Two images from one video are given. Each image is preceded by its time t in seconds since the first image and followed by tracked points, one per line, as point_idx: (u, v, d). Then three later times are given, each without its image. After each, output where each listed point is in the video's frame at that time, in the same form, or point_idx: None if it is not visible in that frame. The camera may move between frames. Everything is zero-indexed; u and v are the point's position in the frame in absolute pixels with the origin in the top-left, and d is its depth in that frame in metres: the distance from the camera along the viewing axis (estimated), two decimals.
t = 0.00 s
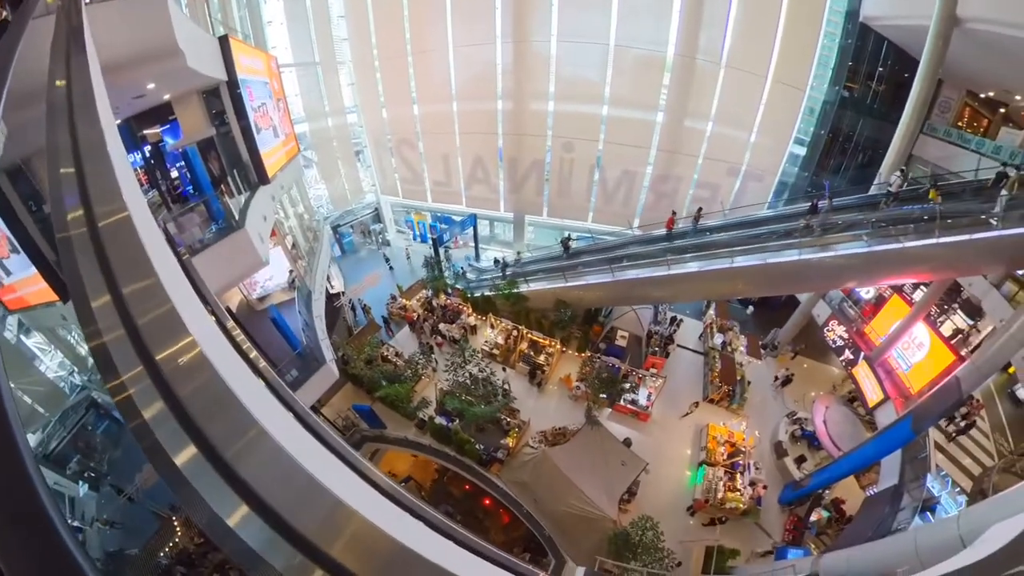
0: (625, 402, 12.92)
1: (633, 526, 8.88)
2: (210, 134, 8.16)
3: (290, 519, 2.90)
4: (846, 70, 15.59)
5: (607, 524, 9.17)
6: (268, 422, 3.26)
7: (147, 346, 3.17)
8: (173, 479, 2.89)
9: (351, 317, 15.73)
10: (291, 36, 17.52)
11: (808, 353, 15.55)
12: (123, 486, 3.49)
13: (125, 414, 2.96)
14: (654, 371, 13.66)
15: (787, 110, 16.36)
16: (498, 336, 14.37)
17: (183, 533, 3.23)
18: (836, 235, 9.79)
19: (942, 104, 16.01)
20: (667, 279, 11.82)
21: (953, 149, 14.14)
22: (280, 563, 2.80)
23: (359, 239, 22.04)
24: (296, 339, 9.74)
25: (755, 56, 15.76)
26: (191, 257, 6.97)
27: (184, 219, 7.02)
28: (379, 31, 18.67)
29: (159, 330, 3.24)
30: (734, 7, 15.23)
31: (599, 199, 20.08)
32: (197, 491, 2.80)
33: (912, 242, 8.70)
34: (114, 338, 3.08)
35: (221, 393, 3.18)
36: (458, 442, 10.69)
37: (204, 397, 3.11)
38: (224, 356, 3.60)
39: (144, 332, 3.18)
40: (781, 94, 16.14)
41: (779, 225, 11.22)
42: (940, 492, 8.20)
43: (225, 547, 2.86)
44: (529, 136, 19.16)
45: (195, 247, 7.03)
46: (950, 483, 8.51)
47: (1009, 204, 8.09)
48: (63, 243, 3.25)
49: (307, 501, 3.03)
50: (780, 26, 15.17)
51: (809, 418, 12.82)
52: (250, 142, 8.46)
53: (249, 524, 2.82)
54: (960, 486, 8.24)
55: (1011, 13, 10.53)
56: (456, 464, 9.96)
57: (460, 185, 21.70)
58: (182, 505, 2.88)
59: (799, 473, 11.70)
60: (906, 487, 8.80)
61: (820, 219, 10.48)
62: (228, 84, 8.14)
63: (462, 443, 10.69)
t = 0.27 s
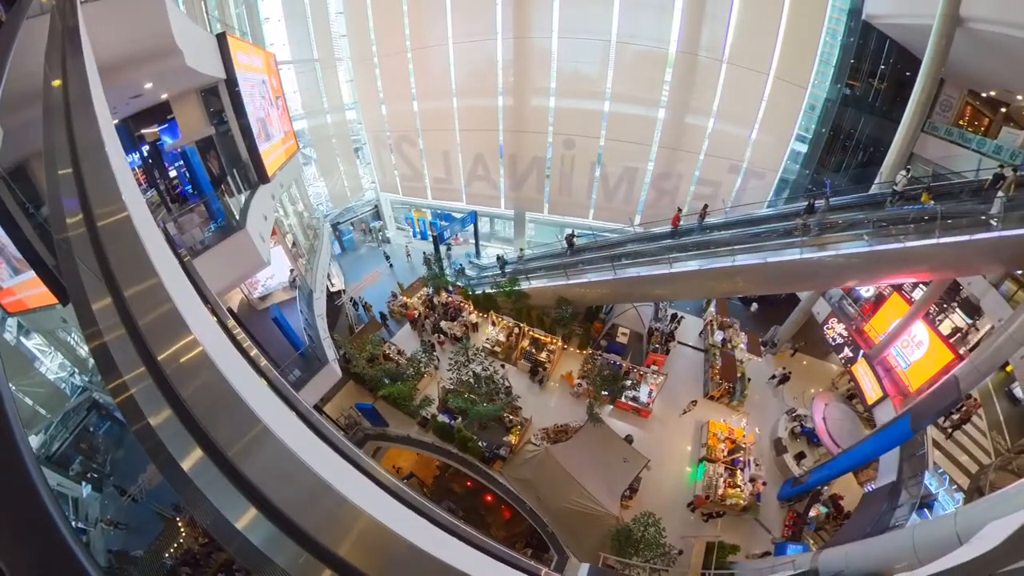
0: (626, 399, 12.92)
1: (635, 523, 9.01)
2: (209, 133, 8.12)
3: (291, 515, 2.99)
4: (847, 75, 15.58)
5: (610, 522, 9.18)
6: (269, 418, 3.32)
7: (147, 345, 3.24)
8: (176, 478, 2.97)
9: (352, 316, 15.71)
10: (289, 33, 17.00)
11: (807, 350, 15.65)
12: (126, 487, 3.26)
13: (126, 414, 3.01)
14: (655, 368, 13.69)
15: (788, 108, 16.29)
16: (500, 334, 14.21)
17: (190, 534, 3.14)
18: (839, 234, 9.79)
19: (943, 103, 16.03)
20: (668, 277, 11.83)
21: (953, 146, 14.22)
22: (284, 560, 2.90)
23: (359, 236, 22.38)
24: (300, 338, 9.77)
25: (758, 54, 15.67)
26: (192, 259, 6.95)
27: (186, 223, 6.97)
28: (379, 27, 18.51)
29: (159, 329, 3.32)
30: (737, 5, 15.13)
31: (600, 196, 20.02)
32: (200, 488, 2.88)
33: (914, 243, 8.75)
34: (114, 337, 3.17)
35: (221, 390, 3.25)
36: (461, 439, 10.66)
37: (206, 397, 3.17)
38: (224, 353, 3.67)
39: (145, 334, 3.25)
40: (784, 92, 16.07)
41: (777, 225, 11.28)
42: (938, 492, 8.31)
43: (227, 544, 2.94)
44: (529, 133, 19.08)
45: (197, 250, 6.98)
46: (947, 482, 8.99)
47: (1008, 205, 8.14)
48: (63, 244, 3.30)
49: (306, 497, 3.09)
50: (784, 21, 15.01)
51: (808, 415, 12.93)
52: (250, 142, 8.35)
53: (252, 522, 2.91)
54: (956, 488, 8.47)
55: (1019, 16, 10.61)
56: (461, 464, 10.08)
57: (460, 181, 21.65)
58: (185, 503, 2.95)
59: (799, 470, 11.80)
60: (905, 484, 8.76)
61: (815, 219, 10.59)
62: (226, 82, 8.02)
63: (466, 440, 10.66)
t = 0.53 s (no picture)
0: (628, 399, 12.92)
1: (639, 522, 9.06)
2: (209, 134, 8.07)
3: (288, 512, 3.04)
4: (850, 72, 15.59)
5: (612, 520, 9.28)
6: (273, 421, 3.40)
7: (149, 347, 3.25)
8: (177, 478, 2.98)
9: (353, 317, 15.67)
10: (287, 33, 16.99)
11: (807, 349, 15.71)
12: (129, 489, 3.24)
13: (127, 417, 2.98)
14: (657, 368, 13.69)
15: (789, 108, 16.27)
16: (501, 334, 14.16)
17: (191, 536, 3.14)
18: (841, 235, 9.79)
19: (944, 104, 15.98)
20: (669, 278, 11.84)
21: (953, 147, 14.26)
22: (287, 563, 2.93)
23: (359, 236, 22.09)
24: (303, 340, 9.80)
25: (759, 54, 15.66)
26: (194, 261, 7.09)
27: (188, 227, 7.09)
28: (378, 26, 18.41)
29: (161, 331, 3.34)
30: (738, 6, 15.12)
31: (601, 195, 19.98)
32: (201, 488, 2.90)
33: (914, 245, 8.78)
34: (116, 340, 3.15)
35: (224, 392, 3.29)
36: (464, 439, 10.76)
37: (206, 398, 3.20)
38: (225, 354, 3.69)
39: (147, 338, 3.26)
40: (786, 92, 16.04)
41: (775, 226, 11.33)
42: (936, 489, 8.40)
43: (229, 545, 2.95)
44: (530, 132, 19.04)
45: (198, 254, 7.12)
46: (945, 479, 9.08)
47: (1004, 208, 8.30)
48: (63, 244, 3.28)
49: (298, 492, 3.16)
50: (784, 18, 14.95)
51: (809, 415, 12.98)
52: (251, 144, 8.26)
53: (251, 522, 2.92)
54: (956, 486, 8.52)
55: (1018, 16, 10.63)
56: (464, 463, 9.92)
57: (460, 181, 21.61)
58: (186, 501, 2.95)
59: (799, 469, 11.87)
60: (904, 484, 8.83)
61: (812, 220, 10.66)
62: (226, 82, 7.90)
63: (468, 441, 10.79)
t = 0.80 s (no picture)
0: (629, 400, 12.92)
1: (640, 523, 9.08)
2: (209, 136, 7.87)
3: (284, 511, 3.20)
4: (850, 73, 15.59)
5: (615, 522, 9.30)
6: (273, 425, 3.55)
7: (147, 350, 3.33)
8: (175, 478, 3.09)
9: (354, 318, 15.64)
10: (287, 35, 16.95)
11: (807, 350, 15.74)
12: (129, 492, 3.39)
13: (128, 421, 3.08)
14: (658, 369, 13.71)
15: (789, 109, 16.28)
16: (502, 335, 14.17)
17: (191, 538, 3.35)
18: (842, 236, 9.81)
19: (943, 104, 15.97)
20: (671, 279, 11.85)
21: (954, 149, 14.16)
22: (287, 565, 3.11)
23: (359, 238, 21.67)
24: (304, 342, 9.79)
25: (759, 55, 15.68)
26: (196, 265, 7.12)
27: (188, 230, 7.22)
28: (378, 27, 18.36)
29: (159, 334, 3.42)
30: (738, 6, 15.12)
31: (602, 197, 19.99)
32: (198, 489, 3.04)
33: (915, 246, 8.79)
34: (114, 344, 3.22)
35: (223, 395, 3.42)
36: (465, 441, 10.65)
37: (205, 402, 3.32)
38: (224, 356, 3.81)
39: (146, 341, 3.33)
40: (787, 93, 16.05)
41: (773, 228, 11.37)
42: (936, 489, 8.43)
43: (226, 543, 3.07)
44: (530, 133, 19.04)
45: (199, 258, 7.15)
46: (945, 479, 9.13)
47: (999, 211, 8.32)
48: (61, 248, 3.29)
49: (293, 490, 3.31)
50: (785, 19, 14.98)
51: (810, 415, 13.02)
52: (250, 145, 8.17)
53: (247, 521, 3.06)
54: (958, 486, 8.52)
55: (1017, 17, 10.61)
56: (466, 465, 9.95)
57: (460, 182, 21.60)
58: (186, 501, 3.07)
59: (800, 469, 11.90)
60: (905, 484, 8.88)
61: (809, 222, 10.70)
62: (227, 84, 7.88)
63: (470, 443, 10.67)
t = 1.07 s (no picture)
0: (630, 403, 12.92)
1: (644, 526, 9.02)
2: (209, 140, 7.90)
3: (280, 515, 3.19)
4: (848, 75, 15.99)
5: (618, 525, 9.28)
6: (272, 431, 3.58)
7: (145, 355, 3.32)
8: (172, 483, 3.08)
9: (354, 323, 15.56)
10: (288, 38, 17.51)
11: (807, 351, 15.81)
12: (129, 497, 3.93)
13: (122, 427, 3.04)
14: (659, 371, 13.72)
15: (788, 111, 16.43)
16: (503, 339, 14.14)
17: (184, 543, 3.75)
18: (843, 239, 9.88)
19: (942, 106, 16.19)
20: (671, 283, 11.88)
21: (952, 149, 14.48)
22: None
23: (359, 241, 21.45)
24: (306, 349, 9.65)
25: (758, 58, 15.80)
26: (196, 271, 6.93)
27: (189, 235, 7.02)
28: (378, 29, 18.41)
29: (157, 338, 3.42)
30: (737, 8, 15.23)
31: (602, 200, 20.06)
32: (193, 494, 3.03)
33: (914, 248, 8.87)
34: (111, 348, 3.21)
35: (221, 400, 3.45)
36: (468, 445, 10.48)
37: (204, 407, 3.34)
38: (222, 363, 3.82)
39: (144, 346, 3.33)
40: (786, 96, 16.20)
41: (769, 231, 11.46)
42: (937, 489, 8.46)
43: (222, 549, 3.05)
44: (530, 136, 19.11)
45: (201, 264, 7.00)
46: (945, 479, 9.17)
47: (990, 214, 8.48)
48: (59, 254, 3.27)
49: (290, 494, 3.31)
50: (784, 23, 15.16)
51: (811, 416, 13.09)
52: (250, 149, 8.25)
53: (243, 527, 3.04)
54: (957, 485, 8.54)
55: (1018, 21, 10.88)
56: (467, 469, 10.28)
57: (460, 186, 21.64)
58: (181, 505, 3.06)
59: (800, 470, 11.95)
60: (906, 484, 8.96)
61: (805, 226, 10.78)
62: (227, 88, 7.88)
63: (472, 447, 10.54)
